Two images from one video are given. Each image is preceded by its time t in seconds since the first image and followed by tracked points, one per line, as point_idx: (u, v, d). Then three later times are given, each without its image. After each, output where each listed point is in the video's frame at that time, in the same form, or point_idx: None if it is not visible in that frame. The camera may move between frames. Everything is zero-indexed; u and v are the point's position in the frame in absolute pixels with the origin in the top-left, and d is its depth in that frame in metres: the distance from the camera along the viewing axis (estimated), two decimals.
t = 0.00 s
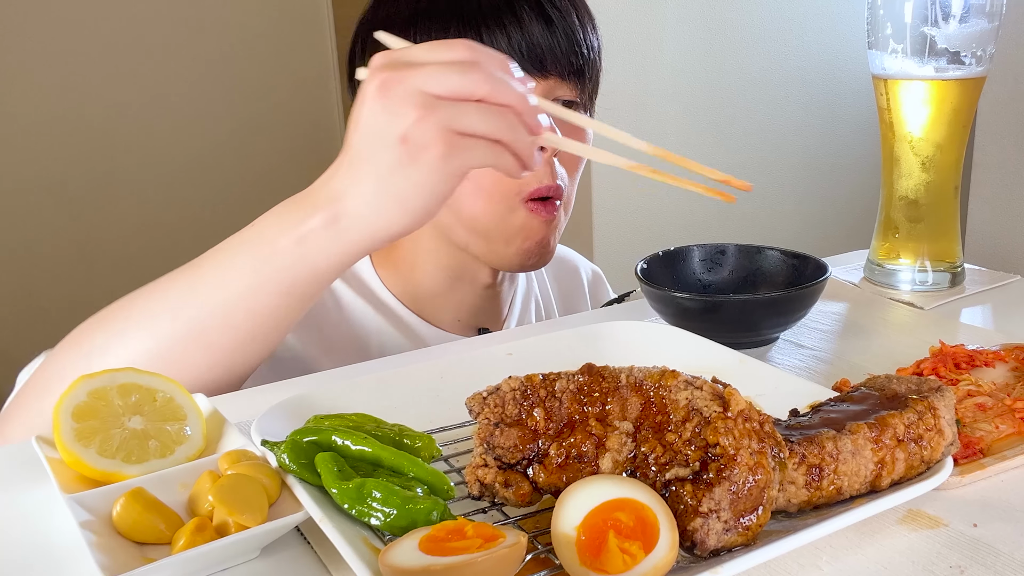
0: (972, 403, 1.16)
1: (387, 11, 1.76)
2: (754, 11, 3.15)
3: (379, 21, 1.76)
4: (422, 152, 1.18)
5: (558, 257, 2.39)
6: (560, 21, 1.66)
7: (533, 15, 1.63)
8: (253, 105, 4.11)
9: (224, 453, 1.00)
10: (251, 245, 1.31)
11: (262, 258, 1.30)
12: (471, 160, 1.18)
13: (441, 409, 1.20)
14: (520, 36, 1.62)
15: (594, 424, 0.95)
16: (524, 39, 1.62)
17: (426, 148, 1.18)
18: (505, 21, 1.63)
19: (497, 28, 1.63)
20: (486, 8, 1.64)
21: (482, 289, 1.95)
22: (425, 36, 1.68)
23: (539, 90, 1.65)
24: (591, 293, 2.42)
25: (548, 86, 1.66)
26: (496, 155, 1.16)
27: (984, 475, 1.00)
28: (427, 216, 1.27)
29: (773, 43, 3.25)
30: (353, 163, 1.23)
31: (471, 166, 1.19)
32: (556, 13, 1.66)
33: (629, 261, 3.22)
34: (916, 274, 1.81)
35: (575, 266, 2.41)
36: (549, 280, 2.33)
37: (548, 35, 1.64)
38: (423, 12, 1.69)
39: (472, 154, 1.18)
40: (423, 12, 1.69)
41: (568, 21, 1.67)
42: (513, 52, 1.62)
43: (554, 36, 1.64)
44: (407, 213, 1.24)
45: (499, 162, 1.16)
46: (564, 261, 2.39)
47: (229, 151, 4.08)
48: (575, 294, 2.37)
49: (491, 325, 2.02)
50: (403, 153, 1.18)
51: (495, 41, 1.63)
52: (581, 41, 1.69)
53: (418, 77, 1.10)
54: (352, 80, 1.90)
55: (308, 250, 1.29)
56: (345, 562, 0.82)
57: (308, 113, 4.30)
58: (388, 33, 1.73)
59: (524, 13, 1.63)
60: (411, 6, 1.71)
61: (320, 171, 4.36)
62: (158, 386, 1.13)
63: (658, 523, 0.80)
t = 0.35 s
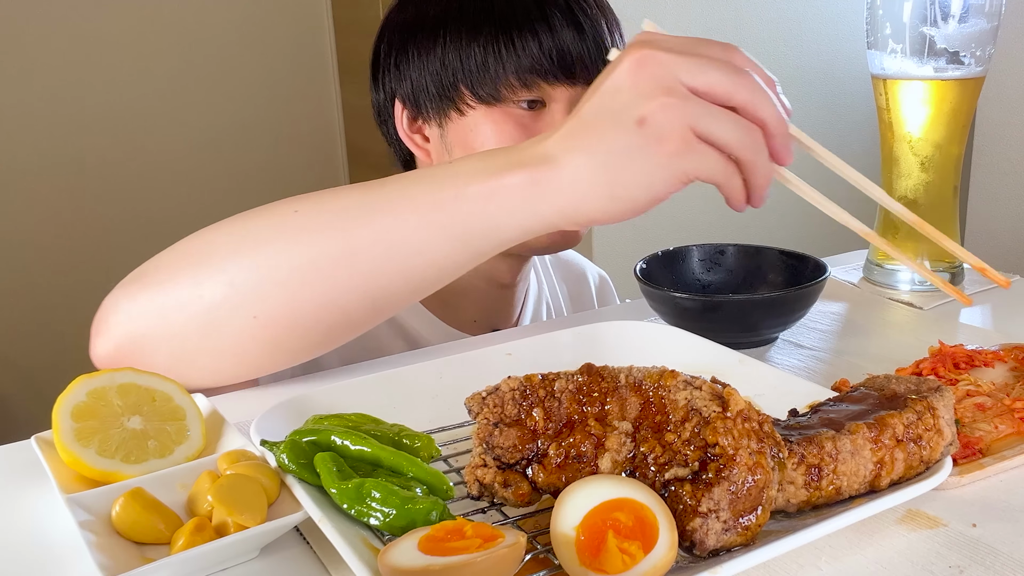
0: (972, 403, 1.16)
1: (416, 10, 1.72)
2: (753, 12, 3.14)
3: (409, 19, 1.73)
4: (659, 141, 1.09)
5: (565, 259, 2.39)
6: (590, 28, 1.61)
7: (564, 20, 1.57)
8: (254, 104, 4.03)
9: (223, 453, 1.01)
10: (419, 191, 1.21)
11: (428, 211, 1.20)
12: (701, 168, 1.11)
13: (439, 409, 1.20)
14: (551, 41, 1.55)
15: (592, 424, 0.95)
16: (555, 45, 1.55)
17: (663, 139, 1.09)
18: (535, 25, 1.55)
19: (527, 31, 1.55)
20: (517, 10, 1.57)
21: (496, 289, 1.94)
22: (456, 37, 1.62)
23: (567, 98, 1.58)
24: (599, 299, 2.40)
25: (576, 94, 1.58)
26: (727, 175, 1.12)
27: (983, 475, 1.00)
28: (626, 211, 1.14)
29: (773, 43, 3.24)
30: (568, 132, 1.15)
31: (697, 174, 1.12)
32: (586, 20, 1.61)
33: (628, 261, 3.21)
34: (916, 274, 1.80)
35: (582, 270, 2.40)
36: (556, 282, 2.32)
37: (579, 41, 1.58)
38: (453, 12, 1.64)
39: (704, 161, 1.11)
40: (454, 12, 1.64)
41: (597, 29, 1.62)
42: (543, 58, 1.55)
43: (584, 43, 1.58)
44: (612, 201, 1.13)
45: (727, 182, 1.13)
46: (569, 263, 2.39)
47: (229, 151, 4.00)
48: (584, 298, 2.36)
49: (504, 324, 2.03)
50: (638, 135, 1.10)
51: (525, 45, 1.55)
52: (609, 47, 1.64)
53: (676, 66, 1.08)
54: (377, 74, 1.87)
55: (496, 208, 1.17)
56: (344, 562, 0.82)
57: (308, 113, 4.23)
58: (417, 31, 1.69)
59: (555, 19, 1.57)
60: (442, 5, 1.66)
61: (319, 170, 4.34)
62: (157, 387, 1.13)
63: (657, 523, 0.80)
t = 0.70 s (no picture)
0: (971, 403, 1.16)
1: (437, 11, 1.71)
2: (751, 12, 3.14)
3: (429, 20, 1.72)
4: (761, 147, 1.04)
5: (572, 265, 2.39)
6: (611, 32, 1.61)
7: (586, 23, 1.57)
8: (252, 103, 4.02)
9: (222, 453, 1.01)
10: (495, 176, 1.16)
11: (504, 199, 1.14)
12: (797, 180, 1.05)
13: (439, 409, 1.20)
14: (573, 44, 1.55)
15: (591, 424, 0.95)
16: (576, 49, 1.55)
17: (764, 144, 1.04)
18: (557, 28, 1.55)
19: (549, 34, 1.55)
20: (540, 13, 1.57)
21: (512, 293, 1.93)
22: (478, 38, 1.61)
23: (586, 101, 1.59)
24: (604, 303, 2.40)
25: (594, 97, 1.59)
26: (817, 189, 1.07)
27: (982, 475, 1.00)
28: (711, 216, 1.09)
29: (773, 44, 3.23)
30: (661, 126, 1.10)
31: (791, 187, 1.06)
32: (608, 24, 1.60)
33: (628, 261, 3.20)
34: (915, 274, 1.81)
35: (588, 275, 2.40)
36: (563, 286, 2.32)
37: (601, 46, 1.58)
38: (476, 13, 1.64)
39: (801, 173, 1.05)
40: (476, 13, 1.64)
41: (620, 33, 1.62)
42: (564, 62, 1.55)
43: (605, 47, 1.58)
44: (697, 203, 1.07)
45: (815, 195, 1.08)
46: (576, 268, 2.39)
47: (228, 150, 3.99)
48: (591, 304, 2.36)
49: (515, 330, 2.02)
50: (737, 138, 1.05)
51: (547, 48, 1.55)
52: (629, 51, 1.64)
53: (787, 66, 1.03)
54: (395, 72, 1.87)
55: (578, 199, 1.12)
56: (344, 562, 0.82)
57: (307, 112, 4.22)
58: (438, 31, 1.69)
59: (577, 22, 1.56)
60: (465, 6, 1.66)
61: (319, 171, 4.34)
62: (156, 387, 1.13)
63: (656, 523, 0.80)
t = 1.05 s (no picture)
0: (970, 403, 1.16)
1: (441, 12, 1.71)
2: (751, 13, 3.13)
3: (433, 21, 1.72)
4: (763, 144, 1.04)
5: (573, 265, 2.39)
6: (615, 32, 1.60)
7: (590, 24, 1.56)
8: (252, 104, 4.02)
9: (222, 453, 1.01)
10: (494, 177, 1.15)
11: (507, 203, 1.14)
12: (798, 177, 1.06)
13: (438, 409, 1.20)
14: (577, 45, 1.55)
15: (591, 424, 0.95)
16: (579, 50, 1.55)
17: (765, 141, 1.04)
18: (561, 29, 1.55)
19: (552, 34, 1.55)
20: (543, 14, 1.57)
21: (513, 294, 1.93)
22: (482, 39, 1.61)
23: (589, 101, 1.58)
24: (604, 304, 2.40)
25: (597, 98, 1.58)
26: (819, 185, 1.08)
27: (981, 475, 1.00)
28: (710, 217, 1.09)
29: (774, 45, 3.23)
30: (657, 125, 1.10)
31: (793, 183, 1.07)
32: (611, 24, 1.60)
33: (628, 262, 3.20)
34: (914, 274, 1.81)
35: (588, 275, 2.40)
36: (563, 287, 2.32)
37: (605, 46, 1.57)
38: (480, 14, 1.63)
39: (802, 170, 1.06)
40: (481, 14, 1.63)
41: (623, 34, 1.61)
42: (568, 62, 1.54)
43: (609, 48, 1.57)
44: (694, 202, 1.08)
45: (816, 191, 1.08)
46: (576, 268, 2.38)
47: (228, 150, 4.00)
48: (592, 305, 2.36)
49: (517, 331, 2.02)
50: (738, 135, 1.05)
51: (550, 49, 1.55)
52: (632, 51, 1.63)
53: (788, 65, 1.02)
54: (399, 73, 1.86)
55: (580, 197, 1.12)
56: (343, 562, 0.82)
57: (307, 112, 4.22)
58: (442, 33, 1.69)
59: (581, 23, 1.56)
60: (469, 8, 1.66)
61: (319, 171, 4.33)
62: (155, 386, 1.13)
63: (656, 523, 0.80)
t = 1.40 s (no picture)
0: (969, 403, 1.16)
1: (446, 12, 1.71)
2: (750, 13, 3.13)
3: (438, 21, 1.72)
4: (734, 142, 1.07)
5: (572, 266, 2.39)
6: (620, 36, 1.60)
7: (595, 28, 1.56)
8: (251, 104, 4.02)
9: (221, 453, 1.01)
10: (478, 179, 1.16)
11: (505, 202, 1.14)
12: (767, 172, 1.09)
13: (438, 409, 1.20)
14: (583, 48, 1.54)
15: (591, 424, 0.95)
16: (586, 53, 1.55)
17: (736, 140, 1.07)
18: (567, 32, 1.55)
19: (558, 37, 1.55)
20: (550, 17, 1.57)
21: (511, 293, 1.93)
22: (488, 41, 1.61)
23: (594, 105, 1.58)
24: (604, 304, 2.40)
25: (602, 102, 1.59)
26: (786, 178, 1.10)
27: (981, 475, 1.00)
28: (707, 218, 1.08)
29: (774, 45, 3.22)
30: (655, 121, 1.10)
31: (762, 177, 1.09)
32: (617, 29, 1.60)
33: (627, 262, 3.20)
34: (913, 274, 1.81)
35: (588, 276, 2.39)
36: (563, 287, 2.32)
37: (610, 50, 1.57)
38: (486, 15, 1.63)
39: (770, 167, 1.08)
40: (487, 15, 1.63)
41: (629, 38, 1.61)
42: (574, 66, 1.54)
43: (614, 52, 1.58)
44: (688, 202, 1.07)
45: (783, 185, 1.11)
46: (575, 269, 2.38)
47: (227, 151, 3.99)
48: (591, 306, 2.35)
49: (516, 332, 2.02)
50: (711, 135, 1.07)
51: (556, 52, 1.54)
52: (637, 56, 1.63)
53: (755, 66, 1.04)
54: (401, 72, 1.86)
55: (561, 197, 1.13)
56: (343, 562, 0.82)
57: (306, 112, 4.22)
58: (448, 33, 1.69)
59: (587, 26, 1.56)
60: (474, 9, 1.66)
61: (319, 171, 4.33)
62: (155, 387, 1.13)
63: (656, 523, 0.80)
